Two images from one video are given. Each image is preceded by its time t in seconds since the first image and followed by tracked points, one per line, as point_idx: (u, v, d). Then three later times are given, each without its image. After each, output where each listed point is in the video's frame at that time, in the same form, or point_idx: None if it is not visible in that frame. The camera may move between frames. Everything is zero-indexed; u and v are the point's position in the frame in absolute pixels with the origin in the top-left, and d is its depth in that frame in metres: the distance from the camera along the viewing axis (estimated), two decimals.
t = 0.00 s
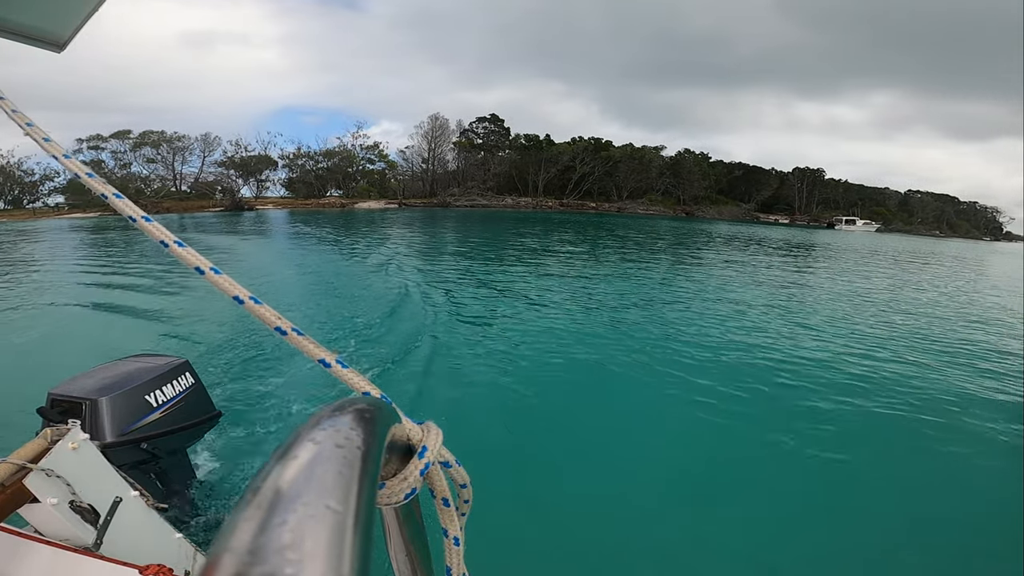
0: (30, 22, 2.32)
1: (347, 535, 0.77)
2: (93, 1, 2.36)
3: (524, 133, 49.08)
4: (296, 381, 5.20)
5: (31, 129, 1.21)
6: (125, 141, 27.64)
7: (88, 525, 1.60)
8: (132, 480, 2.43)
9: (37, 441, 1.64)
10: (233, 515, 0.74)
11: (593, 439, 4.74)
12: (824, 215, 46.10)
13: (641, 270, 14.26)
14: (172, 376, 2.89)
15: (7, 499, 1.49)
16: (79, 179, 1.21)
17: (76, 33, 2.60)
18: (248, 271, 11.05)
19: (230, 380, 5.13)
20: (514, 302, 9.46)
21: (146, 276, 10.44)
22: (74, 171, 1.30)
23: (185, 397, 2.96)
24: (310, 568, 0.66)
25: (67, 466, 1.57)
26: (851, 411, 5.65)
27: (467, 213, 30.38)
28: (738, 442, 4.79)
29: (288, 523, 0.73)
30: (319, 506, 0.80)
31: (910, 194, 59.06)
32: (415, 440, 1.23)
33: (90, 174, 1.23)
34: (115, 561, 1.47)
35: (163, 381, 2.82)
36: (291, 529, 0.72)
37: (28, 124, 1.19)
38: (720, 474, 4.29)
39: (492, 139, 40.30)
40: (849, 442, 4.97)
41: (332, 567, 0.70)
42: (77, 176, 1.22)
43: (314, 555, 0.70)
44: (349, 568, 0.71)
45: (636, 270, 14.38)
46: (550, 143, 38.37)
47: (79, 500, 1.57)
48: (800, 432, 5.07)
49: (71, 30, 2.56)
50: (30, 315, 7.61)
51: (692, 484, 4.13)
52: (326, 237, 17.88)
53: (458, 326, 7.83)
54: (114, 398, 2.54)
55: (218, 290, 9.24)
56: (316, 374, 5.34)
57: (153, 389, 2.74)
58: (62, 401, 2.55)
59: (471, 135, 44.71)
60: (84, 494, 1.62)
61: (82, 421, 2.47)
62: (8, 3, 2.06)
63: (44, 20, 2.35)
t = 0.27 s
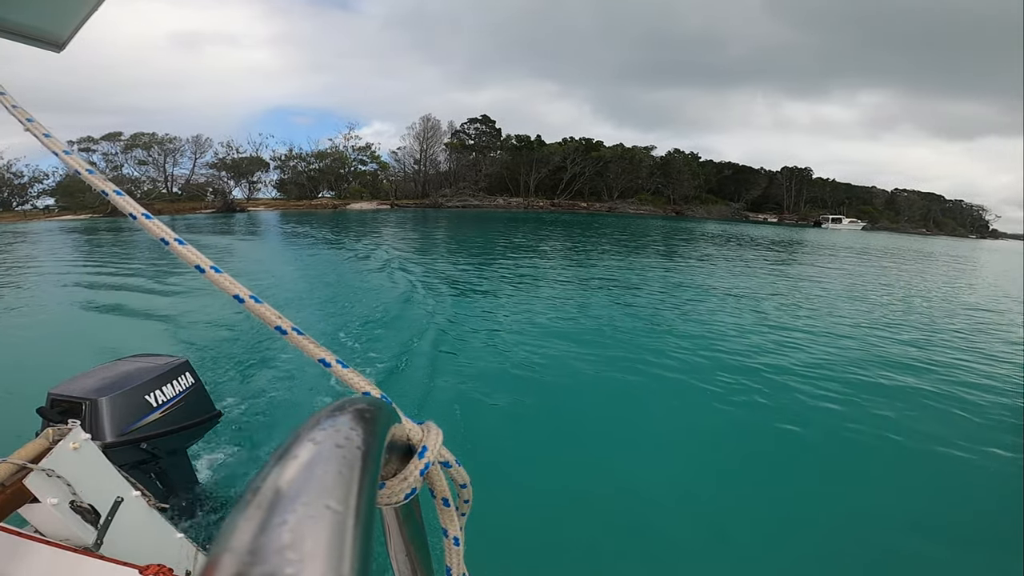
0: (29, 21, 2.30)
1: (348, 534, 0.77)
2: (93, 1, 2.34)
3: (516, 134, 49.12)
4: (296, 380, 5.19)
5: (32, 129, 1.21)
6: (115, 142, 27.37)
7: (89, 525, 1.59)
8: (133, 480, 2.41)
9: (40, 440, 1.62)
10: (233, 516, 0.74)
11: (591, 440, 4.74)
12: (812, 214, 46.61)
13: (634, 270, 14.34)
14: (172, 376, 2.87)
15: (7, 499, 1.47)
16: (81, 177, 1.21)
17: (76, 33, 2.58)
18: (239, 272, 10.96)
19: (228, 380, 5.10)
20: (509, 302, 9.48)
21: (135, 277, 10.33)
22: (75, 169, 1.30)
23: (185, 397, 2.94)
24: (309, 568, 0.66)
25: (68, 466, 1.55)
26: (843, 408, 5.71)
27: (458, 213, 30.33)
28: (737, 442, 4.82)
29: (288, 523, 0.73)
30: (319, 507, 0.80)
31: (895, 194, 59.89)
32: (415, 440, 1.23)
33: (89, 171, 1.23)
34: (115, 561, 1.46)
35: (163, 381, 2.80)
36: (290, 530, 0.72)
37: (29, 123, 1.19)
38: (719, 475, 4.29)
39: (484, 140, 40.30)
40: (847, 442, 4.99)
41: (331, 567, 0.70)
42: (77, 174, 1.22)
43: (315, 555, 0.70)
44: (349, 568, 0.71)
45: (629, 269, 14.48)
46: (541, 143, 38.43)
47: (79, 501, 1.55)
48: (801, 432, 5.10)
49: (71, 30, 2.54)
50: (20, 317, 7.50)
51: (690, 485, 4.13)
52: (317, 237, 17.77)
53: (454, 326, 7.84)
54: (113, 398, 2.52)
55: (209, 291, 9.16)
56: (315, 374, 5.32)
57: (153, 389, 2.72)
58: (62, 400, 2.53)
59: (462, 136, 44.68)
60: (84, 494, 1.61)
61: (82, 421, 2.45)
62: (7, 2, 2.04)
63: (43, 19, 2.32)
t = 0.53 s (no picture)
0: (28, 20, 2.28)
1: (347, 535, 0.77)
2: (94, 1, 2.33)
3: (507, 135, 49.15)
4: (297, 378, 5.18)
5: (27, 136, 1.21)
6: (108, 144, 27.20)
7: (89, 525, 1.58)
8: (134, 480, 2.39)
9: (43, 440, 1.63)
10: (233, 516, 0.73)
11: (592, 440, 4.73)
12: (801, 213, 47.05)
13: (626, 269, 14.41)
14: (172, 376, 2.85)
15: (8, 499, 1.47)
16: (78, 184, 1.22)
17: (76, 33, 2.56)
18: (230, 273, 10.89)
19: (228, 380, 5.08)
20: (505, 302, 9.49)
21: (125, 278, 10.24)
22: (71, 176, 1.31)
23: (185, 397, 2.92)
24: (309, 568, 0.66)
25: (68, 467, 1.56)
26: (835, 405, 5.77)
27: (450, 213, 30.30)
28: (737, 441, 4.84)
29: (287, 523, 0.73)
30: (319, 507, 0.79)
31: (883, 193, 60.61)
32: (415, 440, 1.24)
33: (85, 179, 1.23)
34: (115, 561, 1.45)
35: (163, 381, 2.78)
36: (290, 530, 0.72)
37: (26, 130, 1.20)
38: (719, 475, 4.29)
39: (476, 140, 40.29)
40: (844, 440, 5.02)
41: (331, 566, 0.70)
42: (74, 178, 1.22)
43: (316, 555, 0.70)
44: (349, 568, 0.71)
45: (621, 268, 14.58)
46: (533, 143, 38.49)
47: (79, 501, 1.55)
48: (799, 430, 5.13)
49: (71, 30, 2.52)
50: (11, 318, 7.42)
51: (690, 485, 4.13)
52: (309, 237, 17.69)
53: (450, 326, 7.85)
54: (113, 398, 2.50)
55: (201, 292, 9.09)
56: (314, 374, 5.31)
57: (153, 389, 2.70)
58: (62, 401, 2.50)
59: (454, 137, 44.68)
60: (85, 495, 1.60)
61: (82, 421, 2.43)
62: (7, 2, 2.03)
63: (43, 19, 2.31)
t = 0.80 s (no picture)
0: (28, 20, 2.26)
1: (348, 535, 0.78)
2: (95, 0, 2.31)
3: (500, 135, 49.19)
4: (295, 378, 5.17)
5: (30, 130, 1.21)
6: (98, 144, 26.96)
7: (90, 525, 1.57)
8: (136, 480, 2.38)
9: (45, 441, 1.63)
10: (234, 516, 0.74)
11: (593, 440, 4.72)
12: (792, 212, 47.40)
13: (620, 268, 14.46)
14: (172, 376, 2.83)
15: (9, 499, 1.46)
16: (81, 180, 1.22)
17: (77, 33, 2.54)
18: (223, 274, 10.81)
19: (226, 380, 5.06)
20: (500, 301, 9.51)
21: (117, 278, 10.15)
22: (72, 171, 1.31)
23: (185, 397, 2.90)
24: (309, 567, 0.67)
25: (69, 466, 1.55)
26: (829, 401, 5.82)
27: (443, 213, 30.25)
28: (735, 439, 4.86)
29: (288, 523, 0.74)
30: (319, 507, 0.80)
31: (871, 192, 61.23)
32: (415, 440, 1.24)
33: (89, 175, 1.24)
34: (115, 561, 1.44)
35: (163, 381, 2.76)
36: (290, 529, 0.72)
37: (30, 124, 1.19)
38: (721, 475, 4.29)
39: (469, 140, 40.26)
40: (841, 437, 5.05)
41: (332, 566, 0.70)
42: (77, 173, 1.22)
43: (317, 556, 0.70)
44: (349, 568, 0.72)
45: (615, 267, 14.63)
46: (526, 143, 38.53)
47: (80, 501, 1.54)
48: (796, 426, 5.16)
49: (72, 30, 2.50)
50: None
51: (693, 485, 4.13)
52: (302, 237, 17.60)
53: (447, 326, 7.84)
54: (113, 398, 2.48)
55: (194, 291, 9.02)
56: (313, 374, 5.30)
57: (152, 389, 2.68)
58: (62, 400, 2.49)
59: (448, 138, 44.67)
60: (85, 495, 1.59)
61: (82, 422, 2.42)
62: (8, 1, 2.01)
63: (43, 19, 2.29)
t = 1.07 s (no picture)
0: (27, 21, 2.24)
1: (347, 535, 0.78)
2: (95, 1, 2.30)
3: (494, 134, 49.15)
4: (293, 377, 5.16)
5: (35, 123, 1.22)
6: (91, 146, 26.82)
7: (90, 525, 1.57)
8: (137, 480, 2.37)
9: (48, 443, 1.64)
10: (234, 515, 0.74)
11: (594, 439, 4.70)
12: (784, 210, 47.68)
13: (614, 266, 14.50)
14: (172, 376, 2.82)
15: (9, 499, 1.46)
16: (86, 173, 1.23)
17: (77, 33, 2.52)
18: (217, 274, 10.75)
19: (224, 379, 5.05)
20: (496, 300, 9.51)
21: (109, 279, 10.07)
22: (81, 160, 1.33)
23: (185, 398, 2.89)
24: (309, 566, 0.67)
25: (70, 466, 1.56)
26: (824, 396, 5.86)
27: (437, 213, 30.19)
28: (731, 434, 4.88)
29: (287, 523, 0.74)
30: (319, 507, 0.80)
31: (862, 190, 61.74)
32: (415, 440, 1.25)
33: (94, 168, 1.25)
34: (115, 561, 1.44)
35: (163, 381, 2.75)
36: (290, 530, 0.73)
37: (34, 117, 1.20)
38: (718, 469, 4.30)
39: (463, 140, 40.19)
40: (836, 431, 5.08)
41: (332, 565, 0.71)
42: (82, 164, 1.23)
43: (317, 555, 0.71)
44: (349, 567, 0.72)
45: (609, 266, 14.66)
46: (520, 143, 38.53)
47: (81, 501, 1.53)
48: (792, 422, 5.19)
49: (72, 31, 2.49)
50: None
51: (690, 480, 4.13)
52: (296, 237, 17.52)
53: (443, 324, 7.85)
54: (113, 398, 2.47)
55: (187, 291, 8.96)
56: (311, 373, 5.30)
57: (152, 389, 2.67)
58: (62, 401, 2.48)
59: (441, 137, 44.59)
60: (86, 496, 1.59)
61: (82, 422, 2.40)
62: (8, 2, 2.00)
63: (43, 20, 2.27)
